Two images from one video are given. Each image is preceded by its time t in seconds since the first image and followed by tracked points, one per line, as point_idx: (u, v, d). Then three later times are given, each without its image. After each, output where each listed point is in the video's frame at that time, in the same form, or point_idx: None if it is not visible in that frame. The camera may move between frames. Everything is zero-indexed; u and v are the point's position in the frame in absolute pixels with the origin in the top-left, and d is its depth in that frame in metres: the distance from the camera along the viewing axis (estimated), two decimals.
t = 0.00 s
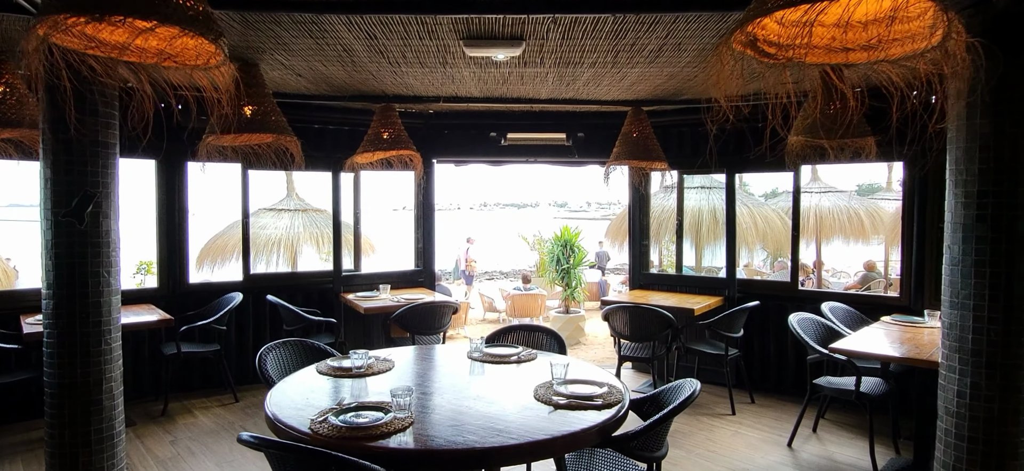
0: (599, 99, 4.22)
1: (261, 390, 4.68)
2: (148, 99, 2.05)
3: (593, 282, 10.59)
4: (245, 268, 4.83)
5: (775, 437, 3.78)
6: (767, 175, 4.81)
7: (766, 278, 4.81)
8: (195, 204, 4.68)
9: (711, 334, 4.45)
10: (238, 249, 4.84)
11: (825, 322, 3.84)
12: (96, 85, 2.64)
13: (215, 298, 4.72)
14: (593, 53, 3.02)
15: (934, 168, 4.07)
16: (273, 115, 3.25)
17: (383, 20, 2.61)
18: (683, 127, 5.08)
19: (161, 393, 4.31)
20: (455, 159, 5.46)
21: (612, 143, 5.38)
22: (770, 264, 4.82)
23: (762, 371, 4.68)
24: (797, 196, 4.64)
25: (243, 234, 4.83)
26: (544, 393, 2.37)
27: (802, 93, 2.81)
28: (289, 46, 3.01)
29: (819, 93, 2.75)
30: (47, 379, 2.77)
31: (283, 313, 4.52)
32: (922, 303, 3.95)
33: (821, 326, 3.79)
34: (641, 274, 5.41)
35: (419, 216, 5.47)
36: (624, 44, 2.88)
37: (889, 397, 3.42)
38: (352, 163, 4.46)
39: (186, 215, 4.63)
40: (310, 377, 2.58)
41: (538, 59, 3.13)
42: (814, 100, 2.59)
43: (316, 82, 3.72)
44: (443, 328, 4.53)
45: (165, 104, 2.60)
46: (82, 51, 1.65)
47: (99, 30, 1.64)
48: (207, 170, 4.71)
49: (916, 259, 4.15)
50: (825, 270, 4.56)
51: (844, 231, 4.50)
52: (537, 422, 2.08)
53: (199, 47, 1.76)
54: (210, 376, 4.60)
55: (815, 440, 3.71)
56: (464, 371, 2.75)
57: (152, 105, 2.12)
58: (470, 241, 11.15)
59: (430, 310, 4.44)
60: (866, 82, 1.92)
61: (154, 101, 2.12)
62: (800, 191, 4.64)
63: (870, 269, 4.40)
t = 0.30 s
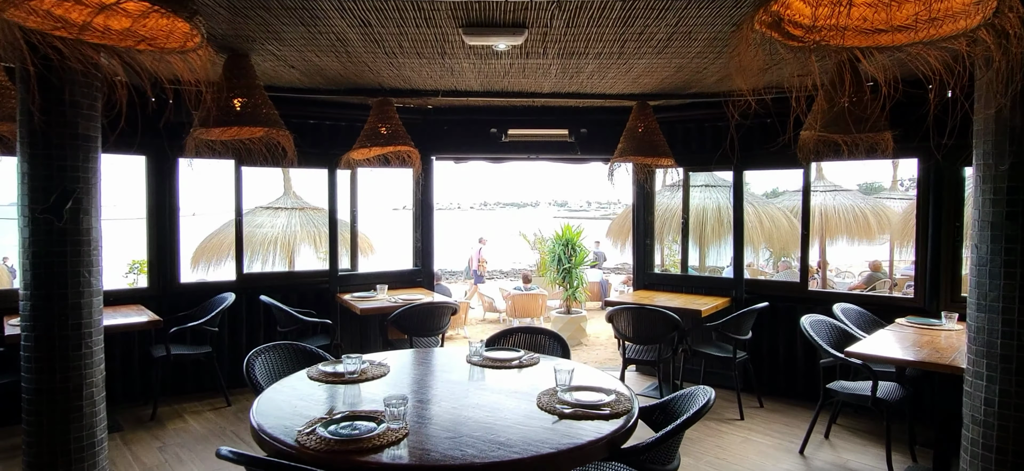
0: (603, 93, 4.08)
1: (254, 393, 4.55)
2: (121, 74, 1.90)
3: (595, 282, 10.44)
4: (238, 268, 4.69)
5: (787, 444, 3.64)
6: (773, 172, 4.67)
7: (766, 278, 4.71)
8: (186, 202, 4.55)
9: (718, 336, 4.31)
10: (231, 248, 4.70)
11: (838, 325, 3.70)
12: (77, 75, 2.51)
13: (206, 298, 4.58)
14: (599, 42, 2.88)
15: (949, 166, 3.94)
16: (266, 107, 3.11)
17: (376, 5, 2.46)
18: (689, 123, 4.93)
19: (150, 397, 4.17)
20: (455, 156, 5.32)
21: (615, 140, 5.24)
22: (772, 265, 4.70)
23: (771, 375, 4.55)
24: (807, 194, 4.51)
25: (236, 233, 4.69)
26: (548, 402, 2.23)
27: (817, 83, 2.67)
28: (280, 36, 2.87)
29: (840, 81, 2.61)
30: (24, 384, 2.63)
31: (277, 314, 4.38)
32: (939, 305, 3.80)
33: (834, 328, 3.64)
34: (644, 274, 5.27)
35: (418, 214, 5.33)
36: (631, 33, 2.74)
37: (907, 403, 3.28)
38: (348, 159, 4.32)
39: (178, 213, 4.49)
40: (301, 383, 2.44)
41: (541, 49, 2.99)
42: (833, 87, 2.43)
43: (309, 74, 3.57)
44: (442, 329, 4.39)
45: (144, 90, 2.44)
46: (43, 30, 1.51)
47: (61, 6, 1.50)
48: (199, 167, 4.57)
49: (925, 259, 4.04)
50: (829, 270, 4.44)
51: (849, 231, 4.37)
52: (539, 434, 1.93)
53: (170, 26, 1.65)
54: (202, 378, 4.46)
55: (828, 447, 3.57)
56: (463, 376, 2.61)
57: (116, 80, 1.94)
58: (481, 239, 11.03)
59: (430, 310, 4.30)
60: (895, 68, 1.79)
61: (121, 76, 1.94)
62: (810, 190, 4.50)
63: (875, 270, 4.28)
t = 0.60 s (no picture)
0: (607, 90, 3.94)
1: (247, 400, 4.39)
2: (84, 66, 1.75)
3: (597, 283, 10.28)
4: (230, 271, 4.53)
5: (800, 455, 3.49)
6: (783, 172, 4.53)
7: (768, 280, 4.59)
8: (177, 203, 4.40)
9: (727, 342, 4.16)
10: (223, 251, 4.55)
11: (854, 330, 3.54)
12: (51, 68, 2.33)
13: (197, 303, 4.42)
14: (607, 34, 2.72)
15: (967, 164, 3.79)
16: (256, 104, 2.97)
17: None
18: (697, 121, 4.79)
19: (138, 405, 4.02)
20: (454, 155, 5.17)
21: (619, 139, 5.09)
22: (776, 266, 4.59)
23: (781, 381, 4.40)
24: (818, 195, 4.36)
25: (228, 235, 4.53)
26: (553, 418, 2.07)
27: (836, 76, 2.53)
28: (269, 28, 2.72)
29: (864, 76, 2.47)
30: None
31: (270, 319, 4.23)
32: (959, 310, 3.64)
33: (850, 334, 3.48)
34: (649, 277, 5.13)
35: (416, 215, 5.17)
36: (641, 24, 2.60)
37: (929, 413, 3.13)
38: (343, 159, 4.16)
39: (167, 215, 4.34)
40: (290, 396, 2.29)
41: (545, 42, 2.84)
42: (855, 83, 2.29)
43: (302, 70, 3.42)
44: (441, 334, 4.24)
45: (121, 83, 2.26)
46: None
47: None
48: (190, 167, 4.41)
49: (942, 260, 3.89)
50: (835, 270, 4.31)
51: (855, 232, 4.27)
52: (545, 457, 1.77)
53: (133, 7, 1.47)
54: (193, 385, 4.31)
55: (844, 458, 3.42)
56: (463, 388, 2.46)
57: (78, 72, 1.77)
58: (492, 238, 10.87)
59: (429, 315, 4.15)
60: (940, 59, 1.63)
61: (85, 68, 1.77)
62: (821, 191, 4.36)
63: (881, 271, 4.16)
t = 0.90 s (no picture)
0: (609, 85, 3.80)
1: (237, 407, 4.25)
2: (39, 51, 1.61)
3: (597, 284, 10.14)
4: (220, 273, 4.39)
5: (812, 465, 3.35)
6: (790, 170, 4.39)
7: (772, 280, 4.49)
8: (164, 203, 4.26)
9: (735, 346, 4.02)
10: (213, 252, 4.41)
11: (868, 335, 3.40)
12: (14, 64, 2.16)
13: (186, 306, 4.28)
14: (611, 24, 2.57)
15: (984, 162, 3.65)
16: (242, 100, 2.83)
17: None
18: (701, 118, 4.64)
19: (123, 413, 3.87)
20: (452, 154, 5.02)
21: (621, 136, 4.94)
22: (778, 266, 4.48)
23: (790, 387, 4.26)
24: (827, 195, 4.22)
25: (218, 236, 4.39)
26: (556, 434, 1.92)
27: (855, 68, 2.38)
28: (254, 18, 2.57)
29: (886, 67, 2.32)
30: None
31: (261, 323, 4.08)
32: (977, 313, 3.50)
33: (864, 340, 3.34)
34: (652, 278, 4.98)
35: (413, 216, 5.03)
36: (647, 13, 2.45)
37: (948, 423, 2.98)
38: (337, 157, 4.02)
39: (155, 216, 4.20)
40: (274, 410, 2.14)
41: (546, 33, 2.70)
42: (876, 76, 2.15)
43: (291, 64, 3.27)
44: (438, 339, 4.09)
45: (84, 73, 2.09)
46: None
47: None
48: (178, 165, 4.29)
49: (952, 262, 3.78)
50: (840, 271, 4.21)
51: (859, 232, 4.17)
52: None
53: None
54: (181, 391, 4.16)
55: (858, 469, 3.27)
56: (459, 399, 2.31)
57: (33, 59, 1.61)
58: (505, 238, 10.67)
59: (425, 319, 4.00)
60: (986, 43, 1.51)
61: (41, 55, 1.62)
62: (830, 190, 4.22)
63: (886, 271, 4.04)
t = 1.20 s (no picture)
0: (608, 79, 3.65)
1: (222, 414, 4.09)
2: None
3: (596, 285, 9.98)
4: (205, 276, 4.23)
5: None
6: (794, 169, 4.25)
7: (773, 283, 4.33)
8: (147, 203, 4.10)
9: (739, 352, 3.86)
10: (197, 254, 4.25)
11: (878, 340, 3.25)
12: None
13: (170, 310, 4.12)
14: (610, 12, 2.42)
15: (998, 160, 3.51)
16: (222, 94, 2.67)
17: None
18: (703, 115, 4.50)
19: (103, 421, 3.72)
20: (446, 152, 4.87)
21: (621, 134, 4.79)
22: (780, 267, 4.33)
23: (795, 393, 4.11)
24: (834, 194, 4.07)
25: (202, 237, 4.24)
26: (549, 452, 1.77)
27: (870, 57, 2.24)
28: (231, 6, 2.42)
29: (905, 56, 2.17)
30: None
31: (246, 327, 3.92)
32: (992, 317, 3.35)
33: (875, 345, 3.19)
34: (653, 280, 4.83)
35: (406, 216, 4.88)
36: None
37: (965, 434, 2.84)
38: (325, 155, 3.87)
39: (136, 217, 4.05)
40: (248, 424, 1.99)
41: (542, 22, 2.55)
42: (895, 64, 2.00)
43: (274, 56, 3.13)
44: (431, 344, 3.94)
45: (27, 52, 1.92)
46: None
47: None
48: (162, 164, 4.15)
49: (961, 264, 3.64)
50: (841, 271, 4.03)
51: (860, 232, 4.01)
52: None
53: None
54: (164, 398, 4.01)
55: None
56: (448, 412, 2.16)
57: None
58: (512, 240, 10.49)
59: (417, 323, 3.85)
60: None
61: None
62: (838, 188, 4.06)
63: (891, 272, 3.89)
